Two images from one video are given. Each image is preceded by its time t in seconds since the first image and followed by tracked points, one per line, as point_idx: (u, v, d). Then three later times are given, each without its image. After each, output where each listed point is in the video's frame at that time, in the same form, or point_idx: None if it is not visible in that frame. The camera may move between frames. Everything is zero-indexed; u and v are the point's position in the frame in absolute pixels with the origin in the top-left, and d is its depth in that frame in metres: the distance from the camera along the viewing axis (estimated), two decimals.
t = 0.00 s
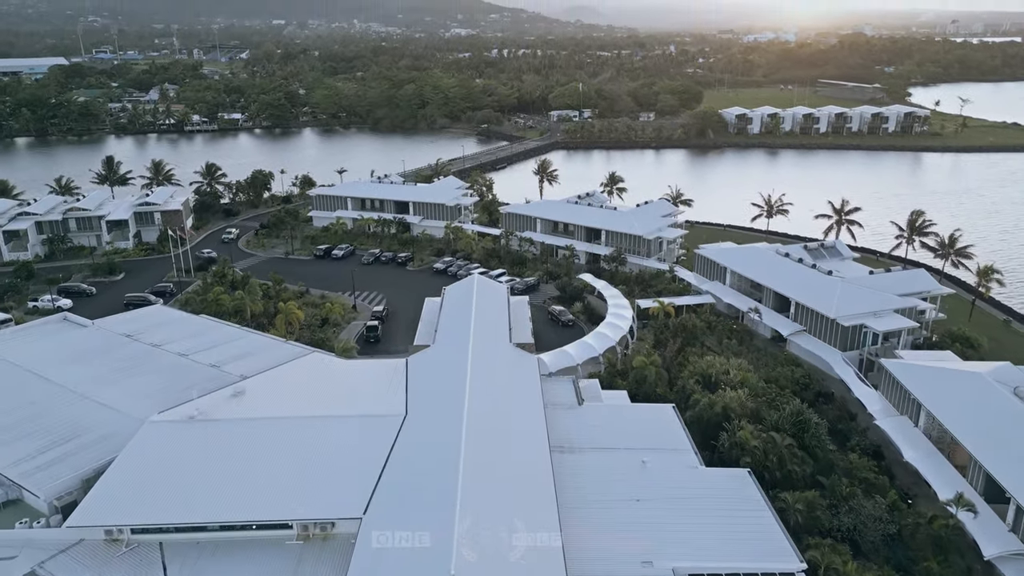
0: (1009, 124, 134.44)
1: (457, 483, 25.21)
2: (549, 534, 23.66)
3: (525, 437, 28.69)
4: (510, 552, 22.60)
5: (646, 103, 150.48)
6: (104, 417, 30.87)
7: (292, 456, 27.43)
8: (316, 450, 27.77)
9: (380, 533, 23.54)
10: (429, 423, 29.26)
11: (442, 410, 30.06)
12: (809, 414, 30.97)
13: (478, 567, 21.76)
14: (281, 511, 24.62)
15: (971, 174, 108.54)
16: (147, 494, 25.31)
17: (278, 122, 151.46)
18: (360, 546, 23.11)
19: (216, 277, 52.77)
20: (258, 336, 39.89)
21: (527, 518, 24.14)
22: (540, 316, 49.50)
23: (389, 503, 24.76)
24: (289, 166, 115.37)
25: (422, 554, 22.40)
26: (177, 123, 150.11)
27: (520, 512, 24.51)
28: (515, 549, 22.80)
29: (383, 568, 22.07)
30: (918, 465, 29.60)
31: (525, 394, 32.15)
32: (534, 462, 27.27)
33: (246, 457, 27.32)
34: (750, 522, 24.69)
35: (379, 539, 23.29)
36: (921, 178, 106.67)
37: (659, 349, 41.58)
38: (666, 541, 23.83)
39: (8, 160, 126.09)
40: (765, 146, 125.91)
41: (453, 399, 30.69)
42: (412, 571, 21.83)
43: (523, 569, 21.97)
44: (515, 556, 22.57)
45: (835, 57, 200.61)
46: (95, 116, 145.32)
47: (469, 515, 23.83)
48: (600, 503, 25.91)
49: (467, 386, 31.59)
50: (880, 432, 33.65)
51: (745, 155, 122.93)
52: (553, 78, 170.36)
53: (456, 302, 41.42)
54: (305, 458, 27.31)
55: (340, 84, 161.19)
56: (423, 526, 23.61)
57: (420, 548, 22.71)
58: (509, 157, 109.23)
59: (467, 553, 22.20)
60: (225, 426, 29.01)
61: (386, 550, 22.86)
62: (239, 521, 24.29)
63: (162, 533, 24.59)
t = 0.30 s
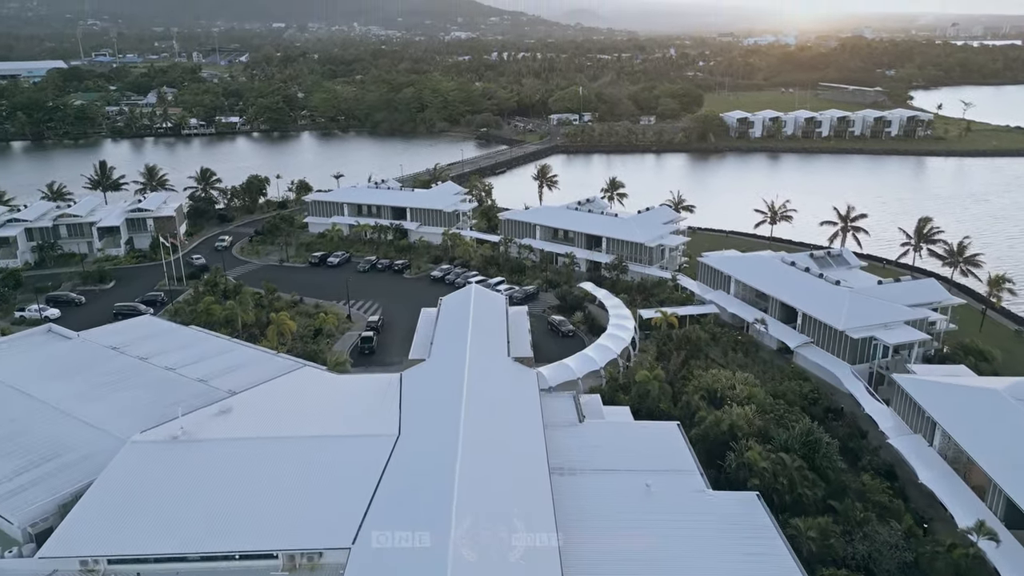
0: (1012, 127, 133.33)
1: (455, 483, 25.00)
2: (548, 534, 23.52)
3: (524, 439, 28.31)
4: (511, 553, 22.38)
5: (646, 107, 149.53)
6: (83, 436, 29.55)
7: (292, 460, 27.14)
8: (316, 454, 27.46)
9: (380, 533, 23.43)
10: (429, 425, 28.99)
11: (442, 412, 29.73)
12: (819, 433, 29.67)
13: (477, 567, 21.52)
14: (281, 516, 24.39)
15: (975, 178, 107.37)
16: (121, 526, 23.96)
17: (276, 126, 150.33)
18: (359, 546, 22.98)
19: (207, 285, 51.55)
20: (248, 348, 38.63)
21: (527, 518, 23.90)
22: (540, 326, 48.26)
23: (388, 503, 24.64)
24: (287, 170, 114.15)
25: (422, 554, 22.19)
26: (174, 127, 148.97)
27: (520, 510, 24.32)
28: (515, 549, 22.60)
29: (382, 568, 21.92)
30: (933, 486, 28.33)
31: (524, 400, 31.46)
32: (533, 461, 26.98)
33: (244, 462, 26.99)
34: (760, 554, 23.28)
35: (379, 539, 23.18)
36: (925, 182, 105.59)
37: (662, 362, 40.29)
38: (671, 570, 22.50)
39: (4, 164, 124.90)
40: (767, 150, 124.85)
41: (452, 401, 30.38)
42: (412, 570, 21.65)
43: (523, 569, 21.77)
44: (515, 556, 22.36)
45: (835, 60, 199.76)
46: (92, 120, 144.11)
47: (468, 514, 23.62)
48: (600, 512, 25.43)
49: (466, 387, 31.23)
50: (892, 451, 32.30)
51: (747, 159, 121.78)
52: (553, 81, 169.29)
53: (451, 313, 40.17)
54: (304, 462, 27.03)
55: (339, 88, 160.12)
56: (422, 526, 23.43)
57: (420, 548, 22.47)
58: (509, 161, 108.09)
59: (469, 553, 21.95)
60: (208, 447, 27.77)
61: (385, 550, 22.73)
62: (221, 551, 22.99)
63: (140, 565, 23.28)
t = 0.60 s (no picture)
0: (1016, 131, 132.27)
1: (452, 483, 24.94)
2: (548, 534, 23.52)
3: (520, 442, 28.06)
4: (511, 552, 22.39)
5: (647, 110, 148.49)
6: (61, 457, 28.29)
7: (287, 467, 26.67)
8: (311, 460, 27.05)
9: (381, 533, 23.16)
10: (423, 430, 28.72)
11: (437, 416, 29.44)
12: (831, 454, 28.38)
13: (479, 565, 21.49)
14: (278, 521, 23.93)
15: (979, 182, 106.27)
16: (99, 553, 22.62)
17: (274, 129, 149.28)
18: (359, 547, 22.69)
19: (198, 292, 50.30)
20: (238, 362, 37.38)
21: (527, 517, 23.93)
22: (539, 336, 47.08)
23: (387, 505, 24.39)
24: (284, 174, 113.00)
25: (423, 553, 22.05)
26: (171, 130, 147.85)
27: (518, 510, 24.33)
28: (515, 549, 22.62)
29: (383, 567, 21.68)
30: (950, 510, 27.08)
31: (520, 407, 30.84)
32: (528, 462, 26.90)
33: (238, 469, 26.48)
34: None
35: (380, 539, 22.90)
36: (928, 186, 104.53)
37: (666, 376, 38.96)
38: None
39: None
40: (768, 154, 123.78)
41: (447, 403, 30.09)
42: (414, 570, 21.45)
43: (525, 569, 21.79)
44: (515, 556, 22.39)
45: (836, 63, 198.91)
46: (89, 123, 142.96)
47: (467, 513, 23.61)
48: (597, 521, 25.17)
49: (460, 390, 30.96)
50: (906, 472, 31.06)
51: (748, 163, 120.54)
52: (553, 84, 168.35)
53: (447, 326, 38.89)
54: (299, 468, 26.62)
55: (337, 91, 159.08)
56: (422, 526, 23.26)
57: (420, 548, 22.32)
58: (508, 165, 106.99)
59: (469, 553, 21.93)
60: (189, 472, 26.32)
61: (386, 551, 22.45)
62: None
63: None
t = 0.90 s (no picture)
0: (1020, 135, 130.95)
1: (450, 486, 25.12)
2: (544, 533, 23.98)
3: (516, 451, 28.18)
4: (510, 552, 22.79)
5: (648, 114, 147.26)
6: (35, 481, 27.01)
7: (278, 484, 25.67)
8: (303, 480, 25.91)
9: (380, 533, 23.18)
10: (419, 436, 28.71)
11: (432, 424, 29.47)
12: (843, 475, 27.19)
13: (479, 566, 21.89)
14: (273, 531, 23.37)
15: (984, 187, 104.94)
16: None
17: (272, 133, 148.07)
18: (360, 546, 22.67)
19: (189, 301, 49.01)
20: (227, 377, 36.01)
21: (526, 517, 24.37)
22: (538, 348, 45.81)
23: (385, 506, 24.48)
24: (282, 178, 111.72)
25: (424, 554, 22.25)
26: (168, 134, 146.54)
27: (515, 511, 24.74)
28: (514, 549, 22.98)
29: (384, 566, 21.71)
30: (970, 535, 25.74)
31: (519, 423, 30.30)
32: (524, 467, 27.16)
33: (226, 485, 25.55)
34: None
35: (380, 539, 22.93)
36: (933, 191, 103.22)
37: (670, 391, 37.51)
38: None
39: None
40: (770, 158, 122.49)
41: (443, 413, 30.16)
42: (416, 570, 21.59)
43: (526, 570, 22.13)
44: (514, 557, 22.72)
45: (837, 67, 197.83)
46: (85, 127, 141.72)
47: (466, 516, 23.95)
48: (596, 533, 24.79)
49: (458, 400, 30.99)
50: (922, 495, 29.67)
51: (750, 167, 119.22)
52: (553, 88, 167.23)
53: (444, 343, 37.72)
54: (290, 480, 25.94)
55: (336, 95, 157.87)
56: (422, 527, 23.48)
57: (420, 548, 22.52)
58: (507, 170, 105.75)
59: (470, 554, 22.27)
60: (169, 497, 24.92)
61: (387, 550, 22.50)
62: None
63: None
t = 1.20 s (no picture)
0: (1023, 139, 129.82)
1: (448, 486, 25.13)
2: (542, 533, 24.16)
3: (514, 456, 27.95)
4: (511, 553, 22.91)
5: (648, 117, 146.11)
6: (9, 504, 25.79)
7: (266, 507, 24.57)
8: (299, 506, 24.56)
9: (381, 533, 23.24)
10: (415, 439, 28.77)
11: (429, 428, 29.25)
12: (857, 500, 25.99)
13: (479, 565, 21.92)
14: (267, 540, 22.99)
15: (989, 191, 103.85)
16: None
17: (270, 136, 146.87)
18: (360, 546, 22.70)
19: (181, 310, 47.81)
20: (215, 392, 34.68)
21: (525, 517, 24.50)
22: (538, 359, 44.58)
23: (383, 507, 24.50)
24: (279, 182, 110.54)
25: (423, 553, 22.25)
26: (165, 138, 145.27)
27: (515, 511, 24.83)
28: (515, 549, 23.13)
29: (385, 566, 21.69)
30: (990, 562, 24.49)
31: (517, 445, 28.76)
32: (522, 467, 27.23)
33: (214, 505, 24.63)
34: None
35: (380, 539, 22.96)
36: (936, 195, 102.12)
37: (675, 407, 36.15)
38: None
39: None
40: (772, 162, 121.34)
41: (440, 416, 30.05)
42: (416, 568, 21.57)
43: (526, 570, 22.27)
44: (515, 557, 22.86)
45: (838, 70, 196.90)
46: (82, 131, 140.49)
47: (465, 516, 24.01)
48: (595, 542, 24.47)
49: (454, 400, 31.02)
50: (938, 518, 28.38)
51: (752, 172, 117.98)
52: (553, 91, 166.18)
53: (438, 355, 36.42)
54: (284, 491, 25.46)
55: (335, 98, 156.69)
56: (421, 527, 23.52)
57: (420, 548, 22.51)
58: (507, 174, 104.57)
59: (470, 554, 22.32)
60: (150, 524, 23.68)
61: (387, 550, 22.50)
62: None
63: None
